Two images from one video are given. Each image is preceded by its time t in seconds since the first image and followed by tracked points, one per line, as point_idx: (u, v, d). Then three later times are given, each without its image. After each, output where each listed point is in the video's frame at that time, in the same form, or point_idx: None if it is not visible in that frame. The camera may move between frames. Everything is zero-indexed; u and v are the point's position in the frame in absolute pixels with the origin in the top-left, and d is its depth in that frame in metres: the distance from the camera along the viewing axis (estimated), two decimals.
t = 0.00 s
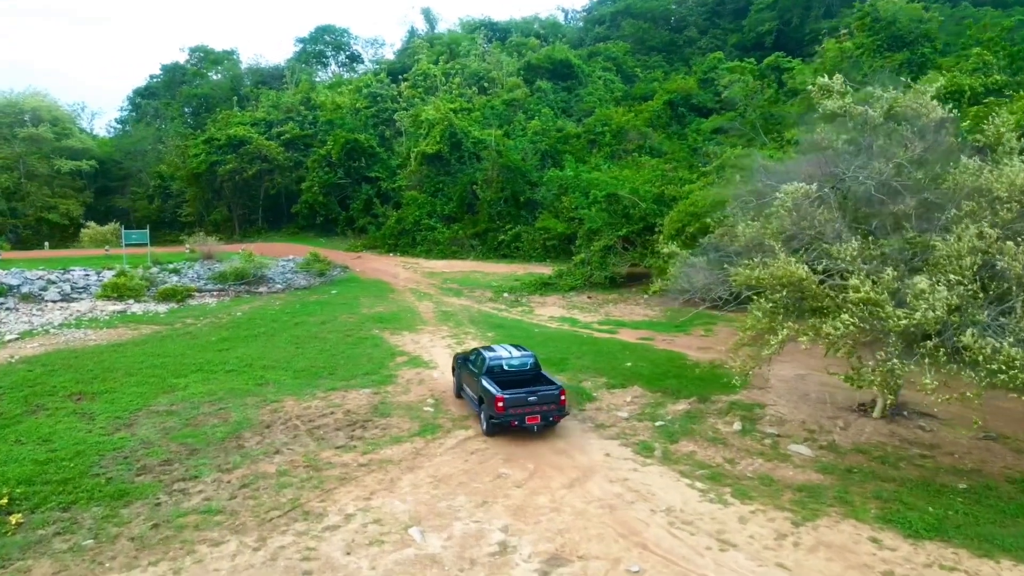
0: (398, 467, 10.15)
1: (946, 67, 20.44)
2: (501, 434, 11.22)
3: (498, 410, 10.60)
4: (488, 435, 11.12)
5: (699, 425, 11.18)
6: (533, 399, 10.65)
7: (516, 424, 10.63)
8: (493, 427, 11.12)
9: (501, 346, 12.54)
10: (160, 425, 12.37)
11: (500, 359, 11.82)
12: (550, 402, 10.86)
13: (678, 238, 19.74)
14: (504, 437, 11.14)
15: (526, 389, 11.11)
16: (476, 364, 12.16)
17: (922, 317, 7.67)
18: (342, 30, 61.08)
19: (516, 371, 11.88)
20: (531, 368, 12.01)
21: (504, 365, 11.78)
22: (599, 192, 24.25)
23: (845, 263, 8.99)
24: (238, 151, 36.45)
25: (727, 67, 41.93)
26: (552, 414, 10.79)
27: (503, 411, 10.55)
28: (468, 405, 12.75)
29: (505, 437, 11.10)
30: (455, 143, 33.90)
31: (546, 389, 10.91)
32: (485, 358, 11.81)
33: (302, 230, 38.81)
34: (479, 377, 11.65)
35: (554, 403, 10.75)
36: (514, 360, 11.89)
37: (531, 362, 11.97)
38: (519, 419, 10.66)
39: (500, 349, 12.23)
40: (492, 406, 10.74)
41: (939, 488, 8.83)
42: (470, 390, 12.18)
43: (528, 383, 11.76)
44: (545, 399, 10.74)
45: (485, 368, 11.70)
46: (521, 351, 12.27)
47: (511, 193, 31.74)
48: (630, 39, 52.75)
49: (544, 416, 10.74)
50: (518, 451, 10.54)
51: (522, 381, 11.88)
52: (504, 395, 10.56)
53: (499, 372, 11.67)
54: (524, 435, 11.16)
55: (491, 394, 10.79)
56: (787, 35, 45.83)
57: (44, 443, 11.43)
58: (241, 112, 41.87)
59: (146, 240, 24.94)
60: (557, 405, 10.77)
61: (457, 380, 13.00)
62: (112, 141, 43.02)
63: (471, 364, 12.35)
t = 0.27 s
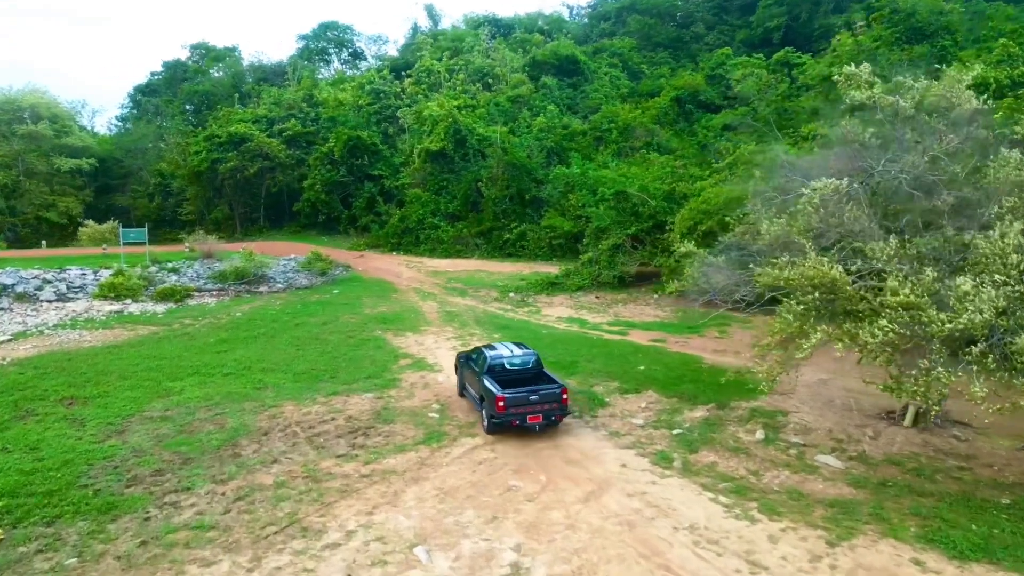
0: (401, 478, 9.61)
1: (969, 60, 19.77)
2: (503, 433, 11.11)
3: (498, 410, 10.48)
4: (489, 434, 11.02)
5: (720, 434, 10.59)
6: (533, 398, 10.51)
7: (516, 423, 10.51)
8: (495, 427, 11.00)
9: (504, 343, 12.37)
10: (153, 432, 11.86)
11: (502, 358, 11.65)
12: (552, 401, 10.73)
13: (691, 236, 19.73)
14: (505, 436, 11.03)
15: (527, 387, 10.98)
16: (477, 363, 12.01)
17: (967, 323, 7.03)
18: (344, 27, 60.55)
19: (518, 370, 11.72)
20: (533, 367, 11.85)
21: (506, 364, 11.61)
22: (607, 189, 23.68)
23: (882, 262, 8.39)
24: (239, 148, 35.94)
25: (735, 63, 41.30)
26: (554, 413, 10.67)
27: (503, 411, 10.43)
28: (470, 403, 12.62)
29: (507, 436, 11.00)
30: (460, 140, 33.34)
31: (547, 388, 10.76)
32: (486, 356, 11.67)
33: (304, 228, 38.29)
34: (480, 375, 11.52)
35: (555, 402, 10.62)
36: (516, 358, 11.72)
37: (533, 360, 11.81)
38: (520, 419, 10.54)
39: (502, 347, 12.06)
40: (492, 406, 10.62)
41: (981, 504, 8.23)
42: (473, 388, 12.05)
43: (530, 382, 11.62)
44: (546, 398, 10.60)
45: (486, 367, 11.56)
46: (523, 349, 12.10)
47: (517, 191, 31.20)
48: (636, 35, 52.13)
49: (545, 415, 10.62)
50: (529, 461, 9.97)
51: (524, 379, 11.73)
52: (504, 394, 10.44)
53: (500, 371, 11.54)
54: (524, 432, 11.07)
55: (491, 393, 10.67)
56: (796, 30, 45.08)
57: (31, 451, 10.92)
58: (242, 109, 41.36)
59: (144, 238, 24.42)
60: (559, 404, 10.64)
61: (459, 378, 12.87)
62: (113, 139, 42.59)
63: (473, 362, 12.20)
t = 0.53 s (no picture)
0: (403, 490, 9.10)
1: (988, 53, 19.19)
2: (503, 433, 10.92)
3: (497, 410, 10.30)
4: (489, 434, 10.84)
5: (738, 443, 10.05)
6: (533, 399, 10.31)
7: (516, 424, 10.33)
8: (495, 427, 10.82)
9: (506, 342, 12.15)
10: (144, 439, 11.36)
11: (503, 357, 11.44)
12: (552, 402, 10.52)
13: (701, 236, 19.33)
14: (505, 436, 10.85)
15: (528, 387, 10.78)
16: (479, 362, 11.82)
17: (1013, 327, 6.53)
18: (346, 24, 60.05)
19: (519, 370, 11.51)
20: (535, 366, 11.63)
21: (507, 363, 11.40)
22: (613, 187, 23.16)
23: (916, 264, 7.90)
24: (239, 145, 35.42)
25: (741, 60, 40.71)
26: (554, 413, 10.47)
27: (502, 411, 10.24)
28: (472, 403, 12.41)
29: (507, 436, 10.83)
30: (462, 137, 32.79)
31: (547, 388, 10.56)
32: (487, 355, 11.47)
33: (304, 227, 37.79)
34: (480, 374, 11.33)
35: (555, 403, 10.41)
36: (518, 357, 11.50)
37: (535, 359, 11.58)
38: (520, 419, 10.35)
39: (503, 346, 11.85)
40: (491, 406, 10.44)
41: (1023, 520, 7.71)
42: (474, 387, 11.87)
43: (531, 381, 11.41)
44: (546, 398, 10.40)
45: (486, 366, 11.37)
46: (525, 348, 11.86)
47: (520, 188, 30.68)
48: (640, 32, 51.54)
49: (545, 416, 10.42)
50: (538, 472, 9.44)
51: (526, 379, 11.52)
52: (502, 394, 10.26)
53: (500, 370, 11.33)
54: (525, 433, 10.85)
55: (491, 393, 10.49)
56: (803, 26, 44.46)
57: (16, 459, 10.44)
58: (242, 106, 40.84)
59: (141, 237, 23.91)
60: (559, 405, 10.44)
61: (461, 378, 12.70)
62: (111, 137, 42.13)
63: (475, 360, 12.01)
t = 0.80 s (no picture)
0: (405, 505, 8.59)
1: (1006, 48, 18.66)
2: (502, 433, 10.72)
3: (496, 410, 10.09)
4: (488, 434, 10.63)
5: (756, 454, 9.53)
6: (533, 399, 10.10)
7: (515, 424, 10.12)
8: (494, 427, 10.61)
9: (506, 341, 11.92)
10: (133, 448, 10.86)
11: (503, 356, 11.21)
12: (552, 402, 10.31)
13: (710, 235, 18.78)
14: (503, 436, 10.64)
15: (528, 387, 10.57)
16: (479, 361, 11.60)
17: None
18: (346, 21, 59.58)
19: (519, 370, 11.29)
20: (535, 365, 11.42)
21: (507, 362, 11.18)
22: (619, 185, 22.65)
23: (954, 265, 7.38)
24: (237, 143, 34.88)
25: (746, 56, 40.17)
26: (554, 414, 10.27)
27: (501, 411, 10.03)
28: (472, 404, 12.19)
29: (506, 437, 10.62)
30: (464, 134, 32.23)
31: (548, 388, 10.34)
32: (487, 353, 11.23)
33: (303, 226, 37.29)
34: (480, 373, 11.10)
35: (555, 404, 10.20)
36: (518, 357, 11.28)
37: (535, 359, 11.37)
38: (519, 420, 10.13)
39: (504, 345, 11.63)
40: (490, 406, 10.22)
41: None
42: (474, 387, 11.65)
43: (532, 381, 11.20)
44: (546, 399, 10.19)
45: (486, 366, 11.15)
46: (526, 347, 11.65)
47: (523, 187, 30.17)
48: (643, 28, 50.97)
49: (545, 416, 10.22)
50: (546, 485, 8.92)
51: (526, 378, 11.31)
52: (501, 394, 10.04)
53: (500, 370, 11.11)
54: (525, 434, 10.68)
55: (490, 393, 10.28)
56: (809, 23, 43.89)
57: None
58: (241, 103, 40.29)
59: (136, 237, 23.38)
60: (560, 406, 10.23)
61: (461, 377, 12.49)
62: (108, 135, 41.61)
63: (474, 360, 11.78)
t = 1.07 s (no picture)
0: (407, 524, 8.04)
1: None
2: (502, 434, 10.60)
3: (495, 411, 9.98)
4: (488, 435, 10.51)
5: (779, 468, 8.98)
6: (532, 399, 10.00)
7: (514, 424, 10.01)
8: (494, 428, 10.49)
9: (505, 341, 11.82)
10: (119, 461, 10.30)
11: (503, 356, 11.12)
12: (552, 402, 10.21)
13: (720, 236, 18.24)
14: (503, 437, 10.53)
15: (528, 387, 10.46)
16: (478, 361, 11.48)
17: None
18: (345, 20, 59.11)
19: (519, 370, 11.19)
20: (535, 366, 11.31)
21: (506, 363, 11.08)
22: (624, 184, 22.10)
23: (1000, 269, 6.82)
24: (234, 143, 34.32)
25: (751, 55, 39.66)
26: (554, 414, 10.17)
27: (500, 412, 9.93)
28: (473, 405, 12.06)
29: (506, 437, 10.52)
30: (465, 133, 31.65)
31: (548, 388, 10.23)
32: (486, 354, 11.14)
33: (301, 227, 36.76)
34: (479, 374, 11.00)
35: (555, 403, 10.10)
36: (518, 357, 11.19)
37: (535, 359, 11.28)
38: (519, 420, 10.02)
39: (503, 345, 11.53)
40: (490, 406, 10.11)
41: None
42: (473, 387, 11.51)
43: (532, 381, 11.09)
44: (546, 399, 10.09)
45: (486, 366, 11.03)
46: (526, 347, 11.55)
47: (525, 186, 29.62)
48: (645, 27, 50.47)
49: (545, 416, 10.11)
50: (556, 502, 8.38)
51: (526, 379, 11.20)
52: (501, 394, 9.94)
53: (500, 370, 11.00)
54: (526, 436, 10.54)
55: (489, 392, 10.18)
56: (813, 21, 43.37)
57: None
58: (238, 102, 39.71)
59: (129, 238, 22.83)
60: (560, 405, 10.12)
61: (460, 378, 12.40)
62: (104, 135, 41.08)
63: (474, 360, 11.67)
